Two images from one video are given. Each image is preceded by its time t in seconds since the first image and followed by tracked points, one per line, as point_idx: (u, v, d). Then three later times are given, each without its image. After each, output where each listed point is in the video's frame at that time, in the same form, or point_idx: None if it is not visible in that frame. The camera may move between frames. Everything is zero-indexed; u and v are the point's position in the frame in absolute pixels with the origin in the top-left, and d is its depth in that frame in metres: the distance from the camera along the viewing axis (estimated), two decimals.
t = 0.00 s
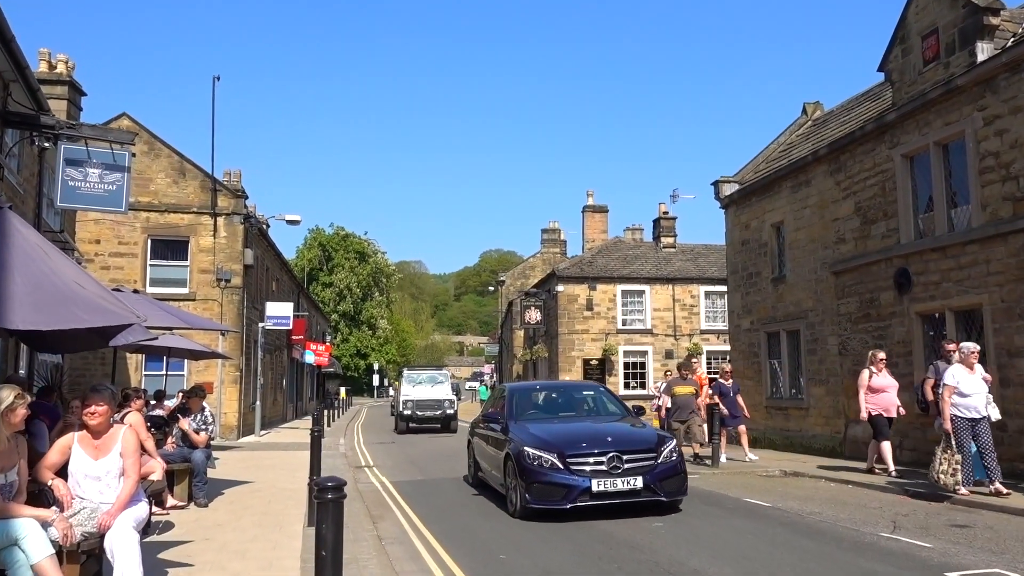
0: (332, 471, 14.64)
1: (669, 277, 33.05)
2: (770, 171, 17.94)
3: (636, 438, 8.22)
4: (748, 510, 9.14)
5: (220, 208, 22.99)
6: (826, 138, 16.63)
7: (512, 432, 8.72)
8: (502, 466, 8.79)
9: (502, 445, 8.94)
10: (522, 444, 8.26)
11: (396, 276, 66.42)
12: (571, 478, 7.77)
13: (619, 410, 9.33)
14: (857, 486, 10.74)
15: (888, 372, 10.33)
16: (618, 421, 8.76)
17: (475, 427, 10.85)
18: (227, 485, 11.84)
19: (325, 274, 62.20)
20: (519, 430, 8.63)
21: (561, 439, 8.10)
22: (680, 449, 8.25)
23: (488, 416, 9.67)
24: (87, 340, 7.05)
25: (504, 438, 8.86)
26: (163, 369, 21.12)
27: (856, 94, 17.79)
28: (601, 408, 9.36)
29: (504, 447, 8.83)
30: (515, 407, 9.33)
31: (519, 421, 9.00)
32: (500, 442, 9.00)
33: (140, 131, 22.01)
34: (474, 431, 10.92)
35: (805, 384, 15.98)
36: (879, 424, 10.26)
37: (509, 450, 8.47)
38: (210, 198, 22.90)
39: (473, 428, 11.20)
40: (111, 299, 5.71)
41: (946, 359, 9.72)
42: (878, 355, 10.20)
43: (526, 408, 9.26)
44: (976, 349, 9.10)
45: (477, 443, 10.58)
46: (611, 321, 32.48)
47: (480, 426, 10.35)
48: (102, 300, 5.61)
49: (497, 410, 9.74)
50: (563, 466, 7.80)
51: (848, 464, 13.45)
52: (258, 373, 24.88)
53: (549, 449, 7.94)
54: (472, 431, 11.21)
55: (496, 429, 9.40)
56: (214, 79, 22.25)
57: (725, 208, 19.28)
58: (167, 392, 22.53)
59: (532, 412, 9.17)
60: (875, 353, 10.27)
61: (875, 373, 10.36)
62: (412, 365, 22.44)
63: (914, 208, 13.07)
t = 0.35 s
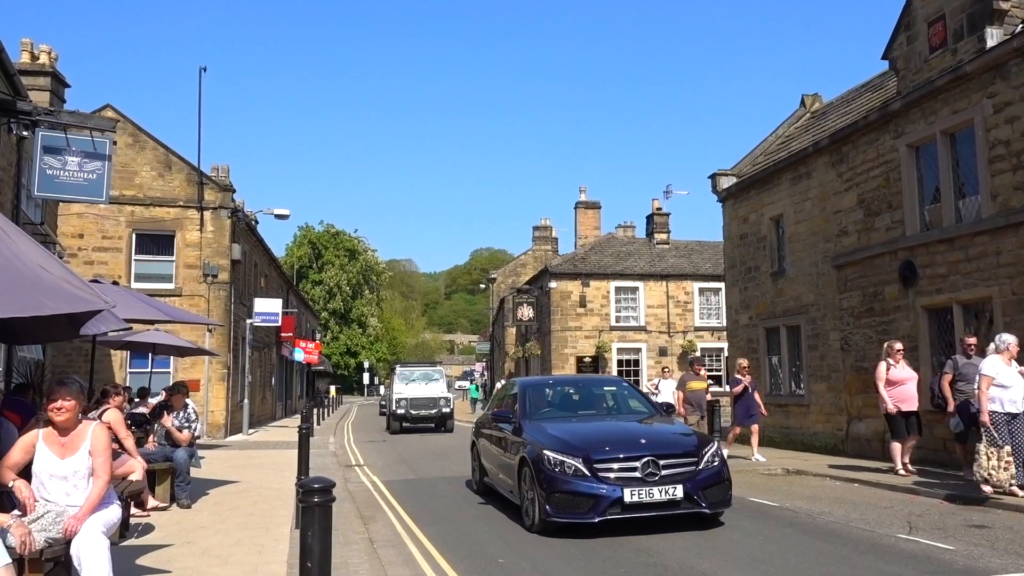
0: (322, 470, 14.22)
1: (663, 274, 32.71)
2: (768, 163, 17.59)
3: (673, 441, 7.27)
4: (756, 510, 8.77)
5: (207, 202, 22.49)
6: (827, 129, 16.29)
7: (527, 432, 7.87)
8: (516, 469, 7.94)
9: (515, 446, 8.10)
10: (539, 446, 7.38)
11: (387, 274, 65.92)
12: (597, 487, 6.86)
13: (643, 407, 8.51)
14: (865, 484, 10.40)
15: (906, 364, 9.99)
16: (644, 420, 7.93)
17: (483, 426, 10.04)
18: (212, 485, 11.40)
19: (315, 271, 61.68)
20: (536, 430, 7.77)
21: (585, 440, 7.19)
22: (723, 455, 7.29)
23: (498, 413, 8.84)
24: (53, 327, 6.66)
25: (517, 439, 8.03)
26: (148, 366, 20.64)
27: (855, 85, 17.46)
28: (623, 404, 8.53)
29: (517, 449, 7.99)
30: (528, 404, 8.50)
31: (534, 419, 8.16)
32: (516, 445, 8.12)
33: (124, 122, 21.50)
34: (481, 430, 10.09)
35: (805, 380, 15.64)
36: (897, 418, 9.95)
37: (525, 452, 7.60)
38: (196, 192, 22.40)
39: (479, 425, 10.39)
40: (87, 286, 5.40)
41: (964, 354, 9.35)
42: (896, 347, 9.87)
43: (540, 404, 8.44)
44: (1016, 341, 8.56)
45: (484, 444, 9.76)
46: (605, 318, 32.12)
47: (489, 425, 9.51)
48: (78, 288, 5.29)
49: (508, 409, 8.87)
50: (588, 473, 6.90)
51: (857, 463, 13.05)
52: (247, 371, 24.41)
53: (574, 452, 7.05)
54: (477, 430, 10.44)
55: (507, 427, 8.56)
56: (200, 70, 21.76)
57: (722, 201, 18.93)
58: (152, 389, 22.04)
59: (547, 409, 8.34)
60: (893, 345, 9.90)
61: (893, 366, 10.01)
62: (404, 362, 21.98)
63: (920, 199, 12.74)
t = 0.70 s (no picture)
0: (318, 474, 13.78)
1: (664, 271, 32.29)
2: (775, 158, 17.17)
3: (735, 455, 6.20)
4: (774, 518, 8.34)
5: (200, 198, 22.02)
6: (837, 122, 15.86)
7: (557, 444, 6.84)
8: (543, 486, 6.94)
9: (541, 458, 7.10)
10: (575, 462, 6.34)
11: (383, 272, 65.46)
12: (646, 509, 5.81)
13: (684, 411, 7.50)
14: (882, 489, 10.02)
15: (940, 365, 9.60)
16: (689, 428, 6.92)
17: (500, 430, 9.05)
18: (203, 491, 10.96)
19: (311, 270, 61.19)
20: (567, 442, 6.75)
21: (629, 454, 6.16)
22: (792, 471, 6.24)
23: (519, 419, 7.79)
24: (27, 326, 6.42)
25: (543, 451, 7.04)
26: (140, 366, 20.19)
27: (865, 77, 17.02)
28: (661, 408, 7.54)
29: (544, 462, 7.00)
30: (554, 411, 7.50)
31: (561, 428, 7.16)
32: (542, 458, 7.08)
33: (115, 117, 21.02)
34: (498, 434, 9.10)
35: (814, 380, 15.24)
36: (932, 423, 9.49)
37: (557, 467, 6.58)
38: (189, 188, 21.93)
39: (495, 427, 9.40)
40: (54, 282, 5.54)
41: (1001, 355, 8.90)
42: (930, 345, 9.54)
43: (567, 411, 7.44)
44: None
45: (501, 452, 8.78)
46: (605, 316, 31.70)
47: (508, 431, 8.51)
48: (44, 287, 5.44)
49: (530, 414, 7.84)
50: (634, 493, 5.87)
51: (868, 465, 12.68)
52: (241, 370, 23.97)
53: (619, 468, 6.01)
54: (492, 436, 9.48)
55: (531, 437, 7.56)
56: (192, 63, 21.30)
57: (727, 197, 18.50)
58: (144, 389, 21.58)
59: (576, 416, 7.34)
60: (927, 345, 9.54)
61: (927, 367, 9.64)
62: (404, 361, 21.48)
63: (935, 194, 12.35)
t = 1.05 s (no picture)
0: (320, 476, 13.37)
1: (670, 270, 31.86)
2: (790, 153, 16.74)
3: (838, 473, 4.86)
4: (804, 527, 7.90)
5: (199, 193, 21.61)
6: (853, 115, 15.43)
7: (608, 455, 5.56)
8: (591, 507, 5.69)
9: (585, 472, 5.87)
10: (638, 483, 4.97)
11: (384, 271, 65.11)
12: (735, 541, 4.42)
13: (751, 416, 6.29)
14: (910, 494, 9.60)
15: (985, 363, 9.16)
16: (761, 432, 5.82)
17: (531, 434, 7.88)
18: (201, 494, 10.53)
19: (313, 268, 60.82)
20: (620, 452, 5.47)
21: (708, 471, 4.80)
22: (908, 494, 4.89)
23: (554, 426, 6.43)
24: (13, 321, 6.13)
25: (596, 465, 5.70)
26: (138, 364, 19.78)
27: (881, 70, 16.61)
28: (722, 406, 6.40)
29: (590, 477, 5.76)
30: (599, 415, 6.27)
31: (610, 434, 5.91)
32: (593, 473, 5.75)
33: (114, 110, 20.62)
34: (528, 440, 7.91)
35: (832, 380, 14.79)
36: (974, 423, 9.09)
37: (609, 484, 5.30)
38: (188, 182, 21.53)
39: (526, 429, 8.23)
40: (47, 274, 5.17)
41: None
42: (977, 342, 9.16)
43: (615, 413, 6.22)
44: None
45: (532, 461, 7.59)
46: (610, 315, 31.30)
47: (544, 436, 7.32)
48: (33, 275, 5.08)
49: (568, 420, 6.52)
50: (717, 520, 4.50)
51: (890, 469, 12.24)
52: (241, 369, 23.56)
53: (696, 488, 4.66)
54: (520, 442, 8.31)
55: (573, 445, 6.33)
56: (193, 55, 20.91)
57: (739, 193, 18.07)
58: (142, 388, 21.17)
59: (628, 419, 6.12)
60: (973, 341, 9.13)
61: (971, 364, 9.20)
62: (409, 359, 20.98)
63: (960, 188, 11.92)
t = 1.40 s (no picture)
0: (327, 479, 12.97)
1: (679, 268, 31.42)
2: (808, 148, 16.32)
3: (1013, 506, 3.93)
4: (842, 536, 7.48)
5: (203, 189, 21.24)
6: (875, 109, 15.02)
7: (694, 477, 4.64)
8: (671, 542, 4.71)
9: (662, 499, 4.90)
10: (748, 516, 4.00)
11: (388, 270, 64.74)
12: None
13: (842, 424, 5.41)
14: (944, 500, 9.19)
15: None
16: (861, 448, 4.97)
17: (577, 445, 6.95)
18: (205, 499, 10.15)
19: (316, 267, 60.44)
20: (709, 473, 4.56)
21: (847, 505, 3.83)
22: None
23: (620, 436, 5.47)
24: (3, 318, 5.76)
25: (675, 488, 4.76)
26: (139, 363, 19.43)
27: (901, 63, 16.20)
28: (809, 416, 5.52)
29: (668, 507, 4.79)
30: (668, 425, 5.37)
31: (688, 450, 5.00)
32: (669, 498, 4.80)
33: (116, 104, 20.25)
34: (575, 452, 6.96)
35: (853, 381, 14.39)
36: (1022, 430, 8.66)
37: (700, 515, 4.35)
38: (192, 178, 21.14)
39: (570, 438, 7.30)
40: (39, 267, 4.75)
41: None
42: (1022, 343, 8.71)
43: (689, 422, 5.31)
44: None
45: (582, 477, 6.62)
46: (618, 314, 30.90)
47: (598, 450, 6.36)
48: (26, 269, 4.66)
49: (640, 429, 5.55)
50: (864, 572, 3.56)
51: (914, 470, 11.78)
52: (245, 368, 23.19)
53: (828, 526, 3.72)
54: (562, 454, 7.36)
55: (640, 464, 5.39)
56: (197, 48, 20.52)
57: (754, 189, 17.64)
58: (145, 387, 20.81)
59: (703, 430, 5.22)
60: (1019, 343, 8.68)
61: (1015, 368, 8.81)
62: (419, 358, 20.40)
63: (990, 182, 11.51)
